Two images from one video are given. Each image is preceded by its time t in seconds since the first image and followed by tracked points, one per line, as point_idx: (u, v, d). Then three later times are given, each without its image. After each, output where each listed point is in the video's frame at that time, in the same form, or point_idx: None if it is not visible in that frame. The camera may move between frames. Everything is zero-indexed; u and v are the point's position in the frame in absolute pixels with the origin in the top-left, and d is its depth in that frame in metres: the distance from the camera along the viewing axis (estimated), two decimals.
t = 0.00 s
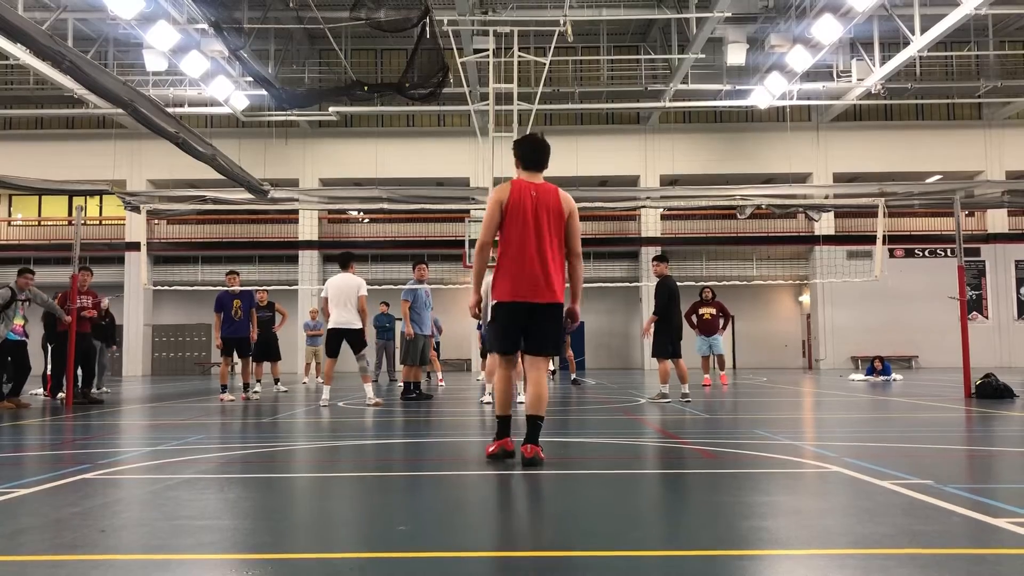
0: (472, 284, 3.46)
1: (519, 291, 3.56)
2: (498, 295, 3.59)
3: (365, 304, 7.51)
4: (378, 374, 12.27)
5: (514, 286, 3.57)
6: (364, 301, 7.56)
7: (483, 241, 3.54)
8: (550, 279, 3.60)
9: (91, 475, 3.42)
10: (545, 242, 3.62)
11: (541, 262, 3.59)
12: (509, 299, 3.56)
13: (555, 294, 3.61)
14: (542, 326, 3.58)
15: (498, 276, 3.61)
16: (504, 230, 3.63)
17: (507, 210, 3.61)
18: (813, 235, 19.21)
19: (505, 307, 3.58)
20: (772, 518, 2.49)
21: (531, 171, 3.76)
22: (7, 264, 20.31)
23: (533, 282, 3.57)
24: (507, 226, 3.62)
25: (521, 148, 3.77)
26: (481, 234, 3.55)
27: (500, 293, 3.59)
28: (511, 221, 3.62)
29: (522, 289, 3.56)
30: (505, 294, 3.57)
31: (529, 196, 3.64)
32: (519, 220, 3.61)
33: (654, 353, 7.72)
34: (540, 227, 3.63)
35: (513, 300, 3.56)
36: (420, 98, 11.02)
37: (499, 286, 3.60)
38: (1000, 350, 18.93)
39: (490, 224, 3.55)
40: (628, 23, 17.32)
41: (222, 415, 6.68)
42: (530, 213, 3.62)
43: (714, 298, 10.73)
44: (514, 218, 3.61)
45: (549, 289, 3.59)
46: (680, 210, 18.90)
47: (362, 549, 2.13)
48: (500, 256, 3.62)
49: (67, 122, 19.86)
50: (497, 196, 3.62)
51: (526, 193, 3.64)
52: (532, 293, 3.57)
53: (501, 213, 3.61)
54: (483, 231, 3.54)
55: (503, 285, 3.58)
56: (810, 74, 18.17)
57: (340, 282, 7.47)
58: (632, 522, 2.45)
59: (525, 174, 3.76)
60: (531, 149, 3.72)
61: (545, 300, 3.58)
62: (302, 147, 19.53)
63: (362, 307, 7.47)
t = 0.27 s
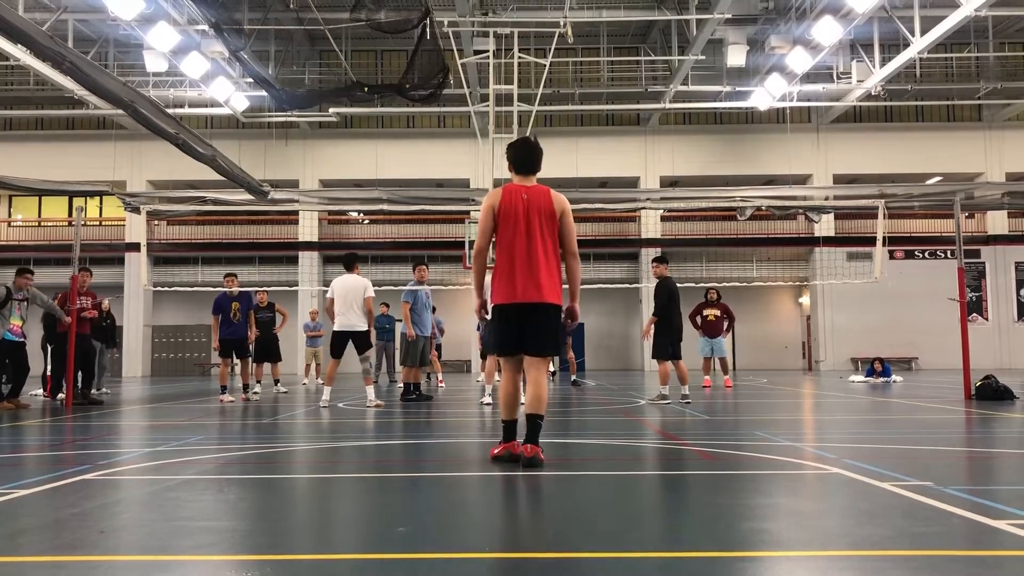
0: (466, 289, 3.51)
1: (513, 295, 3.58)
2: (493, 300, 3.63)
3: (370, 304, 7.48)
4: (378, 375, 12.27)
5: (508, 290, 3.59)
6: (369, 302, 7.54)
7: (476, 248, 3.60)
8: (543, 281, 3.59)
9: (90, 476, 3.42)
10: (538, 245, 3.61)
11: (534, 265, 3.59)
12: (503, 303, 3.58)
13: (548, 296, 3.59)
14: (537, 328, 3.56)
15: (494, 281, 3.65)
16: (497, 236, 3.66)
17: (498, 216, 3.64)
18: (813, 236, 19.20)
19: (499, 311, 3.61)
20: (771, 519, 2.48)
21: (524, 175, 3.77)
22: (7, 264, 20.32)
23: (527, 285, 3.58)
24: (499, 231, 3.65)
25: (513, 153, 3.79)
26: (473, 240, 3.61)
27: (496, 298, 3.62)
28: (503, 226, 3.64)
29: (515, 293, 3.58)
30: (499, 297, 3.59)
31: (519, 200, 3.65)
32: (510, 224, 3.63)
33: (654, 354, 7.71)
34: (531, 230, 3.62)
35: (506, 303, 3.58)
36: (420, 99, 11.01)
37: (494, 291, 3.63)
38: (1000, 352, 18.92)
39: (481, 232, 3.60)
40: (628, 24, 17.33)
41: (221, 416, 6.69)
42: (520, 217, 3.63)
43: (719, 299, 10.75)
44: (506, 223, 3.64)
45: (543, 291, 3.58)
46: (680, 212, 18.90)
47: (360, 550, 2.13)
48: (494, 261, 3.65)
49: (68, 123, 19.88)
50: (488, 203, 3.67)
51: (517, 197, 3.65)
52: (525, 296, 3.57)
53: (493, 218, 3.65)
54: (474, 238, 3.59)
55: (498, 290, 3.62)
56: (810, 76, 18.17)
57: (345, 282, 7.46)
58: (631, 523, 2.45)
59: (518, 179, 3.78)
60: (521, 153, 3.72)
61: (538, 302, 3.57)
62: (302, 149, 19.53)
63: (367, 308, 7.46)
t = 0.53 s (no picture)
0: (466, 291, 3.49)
1: (512, 296, 3.58)
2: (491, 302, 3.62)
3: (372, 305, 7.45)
4: (379, 375, 12.28)
5: (506, 291, 3.58)
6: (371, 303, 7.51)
7: (473, 251, 3.59)
8: (541, 282, 3.60)
9: (90, 476, 3.42)
10: (534, 246, 3.62)
11: (532, 267, 3.59)
12: (502, 305, 3.57)
13: (547, 297, 3.59)
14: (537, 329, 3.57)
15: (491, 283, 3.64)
16: (492, 239, 3.66)
17: (493, 219, 3.63)
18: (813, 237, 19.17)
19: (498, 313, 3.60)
20: (772, 520, 2.48)
21: (516, 178, 3.78)
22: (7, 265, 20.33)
23: (525, 287, 3.58)
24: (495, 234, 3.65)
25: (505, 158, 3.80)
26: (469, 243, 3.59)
27: (494, 300, 3.61)
28: (499, 228, 3.65)
29: (513, 294, 3.57)
30: (497, 300, 3.59)
31: (514, 203, 3.66)
32: (506, 227, 3.63)
33: (654, 355, 7.71)
34: (528, 232, 3.63)
35: (504, 305, 3.58)
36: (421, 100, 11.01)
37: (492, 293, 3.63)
38: (1000, 353, 18.92)
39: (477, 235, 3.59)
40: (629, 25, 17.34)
41: (221, 416, 6.69)
42: (516, 220, 3.63)
43: (726, 300, 10.75)
44: (501, 225, 3.64)
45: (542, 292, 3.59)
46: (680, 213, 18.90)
47: (360, 551, 2.13)
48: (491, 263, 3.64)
49: (68, 123, 19.89)
50: (483, 206, 3.66)
51: (511, 200, 3.66)
52: (524, 297, 3.57)
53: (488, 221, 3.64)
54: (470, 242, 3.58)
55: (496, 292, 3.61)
56: (811, 77, 18.17)
57: (346, 283, 7.45)
58: (632, 524, 2.44)
59: (511, 182, 3.79)
60: (514, 157, 3.74)
61: (538, 302, 3.58)
62: (302, 150, 19.54)
63: (368, 309, 7.44)
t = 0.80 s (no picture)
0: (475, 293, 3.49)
1: (520, 297, 3.57)
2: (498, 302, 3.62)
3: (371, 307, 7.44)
4: (379, 375, 12.28)
5: (514, 292, 3.58)
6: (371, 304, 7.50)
7: (481, 251, 3.57)
8: (550, 284, 3.60)
9: (90, 476, 3.42)
10: (543, 247, 3.62)
11: (540, 268, 3.59)
12: (510, 305, 3.57)
13: (555, 299, 3.60)
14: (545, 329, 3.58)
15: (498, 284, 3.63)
16: (500, 238, 3.65)
17: (502, 219, 3.61)
18: (813, 238, 19.14)
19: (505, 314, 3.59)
20: (772, 521, 2.48)
21: (524, 179, 3.77)
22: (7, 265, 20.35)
23: (534, 288, 3.58)
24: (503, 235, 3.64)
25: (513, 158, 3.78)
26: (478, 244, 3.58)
27: (501, 301, 3.60)
28: (507, 229, 3.63)
29: (522, 296, 3.57)
30: (505, 301, 3.59)
31: (522, 204, 3.65)
32: (515, 228, 3.62)
33: (654, 356, 7.70)
34: (536, 234, 3.62)
35: (512, 307, 3.58)
36: (421, 100, 11.00)
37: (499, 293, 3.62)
38: (1000, 354, 18.92)
39: (486, 236, 3.57)
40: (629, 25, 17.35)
41: (221, 416, 6.70)
42: (525, 221, 3.62)
43: (730, 301, 10.73)
44: (510, 226, 3.63)
45: (550, 293, 3.59)
46: (680, 213, 18.90)
47: (360, 552, 2.13)
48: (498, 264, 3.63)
49: (69, 124, 19.91)
50: (491, 206, 3.64)
51: (520, 201, 3.65)
52: (532, 298, 3.57)
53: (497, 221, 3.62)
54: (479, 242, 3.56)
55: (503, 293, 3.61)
56: (811, 77, 18.16)
57: (346, 284, 7.45)
58: (632, 525, 2.44)
59: (519, 182, 3.77)
60: (522, 157, 3.72)
61: (546, 304, 3.58)
62: (302, 150, 19.55)
63: (367, 310, 7.44)
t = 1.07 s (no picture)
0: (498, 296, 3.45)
1: (543, 298, 3.57)
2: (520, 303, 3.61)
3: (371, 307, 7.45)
4: (380, 375, 12.29)
5: (537, 293, 3.58)
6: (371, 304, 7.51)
7: (505, 252, 3.55)
8: (572, 285, 3.62)
9: (90, 476, 3.42)
10: (566, 249, 3.63)
11: (563, 270, 3.60)
12: (534, 306, 3.57)
13: (577, 301, 3.63)
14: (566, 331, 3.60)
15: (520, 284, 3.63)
16: (525, 238, 3.63)
17: (527, 219, 3.59)
18: (814, 239, 19.10)
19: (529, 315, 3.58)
20: (772, 522, 2.48)
21: (546, 179, 3.76)
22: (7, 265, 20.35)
23: (557, 290, 3.58)
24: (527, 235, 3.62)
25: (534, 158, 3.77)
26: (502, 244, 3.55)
27: (525, 302, 3.59)
28: (532, 230, 3.62)
29: (545, 297, 3.57)
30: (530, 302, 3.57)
31: (546, 205, 3.64)
32: (539, 228, 3.61)
33: (654, 356, 7.69)
34: (560, 236, 3.63)
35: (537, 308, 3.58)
36: (421, 101, 11.00)
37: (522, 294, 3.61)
38: (1001, 355, 18.91)
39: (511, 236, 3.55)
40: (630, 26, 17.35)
41: (222, 416, 6.70)
42: (549, 222, 3.62)
43: (730, 301, 10.73)
44: (534, 226, 3.62)
45: (572, 295, 3.61)
46: (680, 214, 18.90)
47: (360, 552, 2.13)
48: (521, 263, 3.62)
49: (69, 124, 19.92)
50: (515, 206, 3.60)
51: (544, 202, 3.64)
52: (555, 299, 3.58)
53: (521, 221, 3.60)
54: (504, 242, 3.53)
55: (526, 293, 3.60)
56: (812, 78, 18.16)
57: (347, 285, 7.44)
58: (632, 525, 2.44)
59: (540, 183, 3.76)
60: (545, 157, 3.71)
61: (568, 305, 3.60)
62: (303, 150, 19.56)
63: (368, 310, 7.44)
